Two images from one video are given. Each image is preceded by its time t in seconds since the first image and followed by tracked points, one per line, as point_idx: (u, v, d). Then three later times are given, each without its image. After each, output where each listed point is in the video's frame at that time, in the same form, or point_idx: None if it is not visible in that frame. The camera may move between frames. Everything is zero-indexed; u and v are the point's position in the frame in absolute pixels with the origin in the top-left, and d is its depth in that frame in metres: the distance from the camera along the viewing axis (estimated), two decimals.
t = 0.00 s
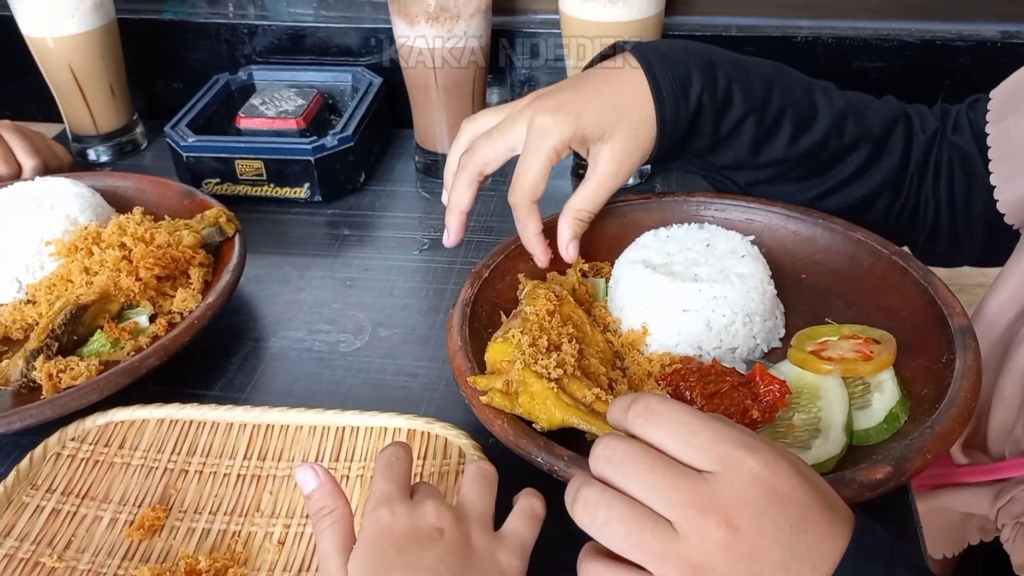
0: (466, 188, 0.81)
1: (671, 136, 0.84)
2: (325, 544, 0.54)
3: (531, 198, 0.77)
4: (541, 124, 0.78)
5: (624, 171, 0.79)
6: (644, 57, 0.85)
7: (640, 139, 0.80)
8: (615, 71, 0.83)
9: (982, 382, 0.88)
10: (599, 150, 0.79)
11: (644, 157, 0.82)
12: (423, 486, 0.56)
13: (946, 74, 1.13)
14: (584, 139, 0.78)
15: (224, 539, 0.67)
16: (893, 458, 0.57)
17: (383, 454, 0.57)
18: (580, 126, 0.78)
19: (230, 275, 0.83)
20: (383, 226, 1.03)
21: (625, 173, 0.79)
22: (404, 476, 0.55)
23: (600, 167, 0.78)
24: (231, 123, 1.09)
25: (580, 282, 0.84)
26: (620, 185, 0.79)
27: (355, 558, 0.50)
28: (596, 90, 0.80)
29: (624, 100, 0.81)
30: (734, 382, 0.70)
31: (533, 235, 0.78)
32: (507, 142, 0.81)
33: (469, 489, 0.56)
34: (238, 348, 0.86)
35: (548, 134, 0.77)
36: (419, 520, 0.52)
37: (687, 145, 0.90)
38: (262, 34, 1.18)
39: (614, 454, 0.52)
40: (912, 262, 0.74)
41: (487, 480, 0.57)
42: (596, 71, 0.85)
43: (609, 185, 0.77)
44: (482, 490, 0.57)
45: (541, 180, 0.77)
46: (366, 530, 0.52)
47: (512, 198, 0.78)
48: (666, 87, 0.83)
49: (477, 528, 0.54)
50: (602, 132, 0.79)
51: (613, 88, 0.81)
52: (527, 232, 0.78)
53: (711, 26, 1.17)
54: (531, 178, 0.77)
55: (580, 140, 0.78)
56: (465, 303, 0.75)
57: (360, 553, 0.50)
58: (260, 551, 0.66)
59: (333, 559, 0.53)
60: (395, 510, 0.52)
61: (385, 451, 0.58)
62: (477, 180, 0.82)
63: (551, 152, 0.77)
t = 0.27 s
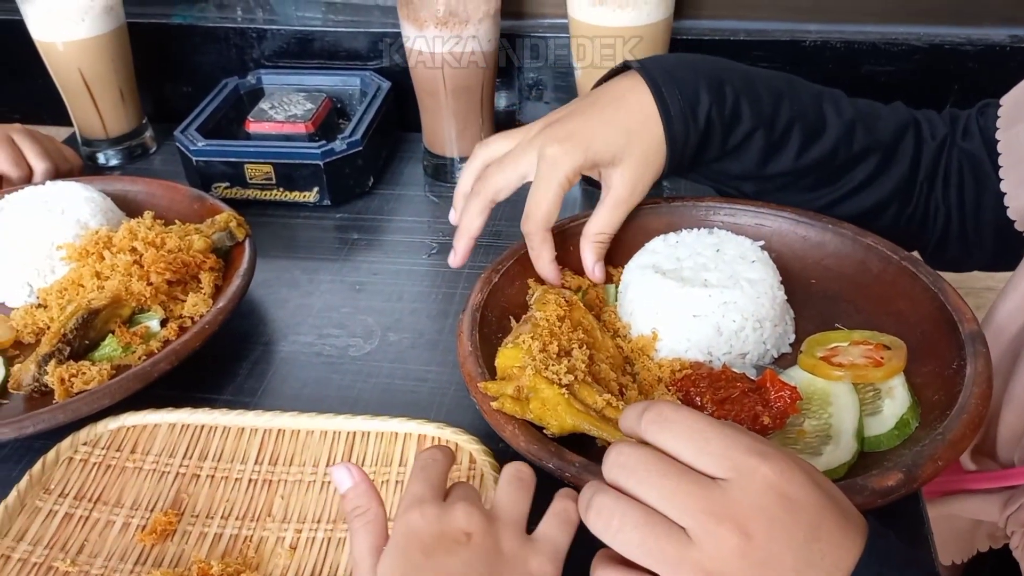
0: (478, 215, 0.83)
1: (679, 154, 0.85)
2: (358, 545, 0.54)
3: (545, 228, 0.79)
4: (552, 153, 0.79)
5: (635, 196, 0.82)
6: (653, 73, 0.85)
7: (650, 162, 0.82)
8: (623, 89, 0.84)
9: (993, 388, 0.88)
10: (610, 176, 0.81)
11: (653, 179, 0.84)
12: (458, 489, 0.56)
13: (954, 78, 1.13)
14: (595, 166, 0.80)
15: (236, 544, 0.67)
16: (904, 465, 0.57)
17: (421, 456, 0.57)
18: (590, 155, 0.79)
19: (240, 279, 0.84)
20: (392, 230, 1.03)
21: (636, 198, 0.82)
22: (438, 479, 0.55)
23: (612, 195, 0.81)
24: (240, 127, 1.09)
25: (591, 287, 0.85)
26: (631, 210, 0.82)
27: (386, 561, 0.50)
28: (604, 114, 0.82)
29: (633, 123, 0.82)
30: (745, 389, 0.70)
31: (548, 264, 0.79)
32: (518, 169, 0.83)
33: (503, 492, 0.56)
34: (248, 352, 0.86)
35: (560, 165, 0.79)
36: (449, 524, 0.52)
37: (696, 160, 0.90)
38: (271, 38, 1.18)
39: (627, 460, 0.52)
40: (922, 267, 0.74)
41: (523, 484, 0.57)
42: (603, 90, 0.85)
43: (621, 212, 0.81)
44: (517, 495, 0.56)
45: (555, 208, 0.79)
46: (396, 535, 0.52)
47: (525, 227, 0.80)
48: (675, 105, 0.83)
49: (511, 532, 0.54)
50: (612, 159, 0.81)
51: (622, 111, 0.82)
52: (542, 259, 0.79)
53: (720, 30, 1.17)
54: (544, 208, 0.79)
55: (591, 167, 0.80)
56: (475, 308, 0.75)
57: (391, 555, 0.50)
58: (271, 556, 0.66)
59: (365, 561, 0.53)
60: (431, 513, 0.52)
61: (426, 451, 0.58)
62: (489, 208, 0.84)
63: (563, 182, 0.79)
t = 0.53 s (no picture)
0: (494, 179, 0.79)
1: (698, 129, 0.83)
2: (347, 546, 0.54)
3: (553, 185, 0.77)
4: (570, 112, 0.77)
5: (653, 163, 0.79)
6: (674, 44, 0.84)
7: (669, 130, 0.80)
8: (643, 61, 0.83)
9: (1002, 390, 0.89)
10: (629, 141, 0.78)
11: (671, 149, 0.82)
12: (443, 484, 0.57)
13: (962, 81, 1.13)
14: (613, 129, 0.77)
15: (248, 541, 0.68)
16: (912, 466, 0.57)
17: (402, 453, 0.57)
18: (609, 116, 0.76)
19: (252, 279, 0.84)
20: (401, 232, 1.04)
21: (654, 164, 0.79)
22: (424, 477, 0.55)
23: (630, 161, 0.77)
24: (251, 129, 1.10)
25: (601, 289, 0.85)
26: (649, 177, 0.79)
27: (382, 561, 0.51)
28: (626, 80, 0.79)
29: (654, 92, 0.80)
30: (753, 391, 0.70)
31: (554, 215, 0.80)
32: (536, 135, 0.79)
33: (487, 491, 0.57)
34: (260, 352, 0.87)
35: (576, 125, 0.76)
36: (443, 522, 0.53)
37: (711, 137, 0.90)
38: (282, 40, 1.19)
39: (643, 455, 0.53)
40: (930, 270, 0.74)
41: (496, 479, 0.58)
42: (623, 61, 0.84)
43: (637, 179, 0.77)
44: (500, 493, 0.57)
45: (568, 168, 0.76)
46: (391, 533, 0.52)
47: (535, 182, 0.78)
48: (695, 73, 0.82)
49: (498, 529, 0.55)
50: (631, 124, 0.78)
51: (643, 79, 0.80)
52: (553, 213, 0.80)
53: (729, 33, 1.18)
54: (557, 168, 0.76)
55: (610, 129, 0.77)
56: (485, 308, 0.76)
57: (387, 555, 0.51)
58: (283, 553, 0.67)
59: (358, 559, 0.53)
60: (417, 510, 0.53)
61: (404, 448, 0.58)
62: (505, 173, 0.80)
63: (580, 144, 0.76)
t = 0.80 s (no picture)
0: (598, 178, 0.78)
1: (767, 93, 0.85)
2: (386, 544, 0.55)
3: (646, 163, 0.77)
4: (649, 84, 0.78)
5: (737, 123, 0.79)
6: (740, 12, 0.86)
7: (746, 93, 0.81)
8: (713, 27, 0.84)
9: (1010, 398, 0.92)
10: (711, 106, 0.79)
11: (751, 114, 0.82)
12: (481, 488, 0.57)
13: (976, 86, 1.13)
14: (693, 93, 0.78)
15: (262, 541, 0.69)
16: (921, 470, 0.57)
17: (445, 457, 0.58)
18: (689, 78, 0.77)
19: (268, 282, 0.86)
20: (415, 235, 1.05)
21: (739, 124, 0.79)
22: (462, 478, 0.57)
23: (715, 123, 0.78)
24: (267, 133, 1.12)
25: (612, 293, 0.86)
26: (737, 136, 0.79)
27: (414, 559, 0.52)
28: (695, 47, 0.81)
29: (727, 53, 0.82)
30: (763, 395, 0.70)
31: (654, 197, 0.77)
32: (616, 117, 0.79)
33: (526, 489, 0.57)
34: (275, 353, 0.88)
35: (658, 92, 0.77)
36: (473, 521, 0.53)
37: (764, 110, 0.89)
38: (298, 45, 1.20)
39: (656, 454, 0.53)
40: (941, 274, 0.74)
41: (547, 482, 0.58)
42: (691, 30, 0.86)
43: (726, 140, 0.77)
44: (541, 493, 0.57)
45: (657, 139, 0.77)
46: (424, 533, 0.53)
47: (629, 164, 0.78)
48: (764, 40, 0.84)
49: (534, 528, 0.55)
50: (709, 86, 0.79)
51: (713, 42, 0.82)
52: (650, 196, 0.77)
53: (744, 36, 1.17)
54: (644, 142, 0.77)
55: (690, 93, 0.78)
56: (496, 312, 0.76)
57: (418, 554, 0.52)
58: (297, 552, 0.68)
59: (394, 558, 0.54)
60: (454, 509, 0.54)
61: (454, 450, 0.60)
62: (603, 168, 0.79)
63: (663, 110, 0.77)
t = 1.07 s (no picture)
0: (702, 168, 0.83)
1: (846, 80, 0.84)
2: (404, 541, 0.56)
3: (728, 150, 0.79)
4: (725, 75, 0.80)
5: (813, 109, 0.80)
6: None
7: (824, 77, 0.82)
8: (795, 11, 0.83)
9: None
10: (788, 93, 0.80)
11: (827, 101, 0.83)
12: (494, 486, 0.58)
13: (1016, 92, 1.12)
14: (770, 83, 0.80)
15: (302, 538, 0.71)
16: (955, 477, 0.58)
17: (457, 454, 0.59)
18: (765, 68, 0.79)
19: (308, 286, 0.88)
20: (451, 240, 1.07)
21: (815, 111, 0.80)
22: (476, 477, 0.58)
23: (793, 109, 0.79)
24: (307, 140, 1.15)
25: (646, 299, 0.87)
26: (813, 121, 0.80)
27: (437, 557, 0.53)
28: (771, 34, 0.81)
29: (805, 38, 0.82)
30: (797, 400, 0.71)
31: (734, 182, 0.79)
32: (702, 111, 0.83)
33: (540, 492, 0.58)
34: (314, 355, 0.90)
35: (734, 85, 0.79)
36: (494, 521, 0.54)
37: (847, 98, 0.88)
38: (338, 54, 1.23)
39: (689, 457, 0.54)
40: (978, 282, 0.74)
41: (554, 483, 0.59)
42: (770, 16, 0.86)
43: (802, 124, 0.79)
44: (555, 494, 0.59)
45: (737, 128, 0.79)
46: (447, 529, 0.54)
47: (708, 152, 0.80)
48: (849, 25, 0.83)
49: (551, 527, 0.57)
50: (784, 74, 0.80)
51: (791, 27, 0.82)
52: (728, 182, 0.79)
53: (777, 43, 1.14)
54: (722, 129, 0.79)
55: (766, 84, 0.79)
56: (531, 316, 0.78)
57: (440, 552, 0.53)
58: (336, 550, 0.70)
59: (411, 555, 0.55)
60: (473, 509, 0.55)
61: (460, 449, 0.60)
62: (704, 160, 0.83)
63: (742, 100, 0.79)
